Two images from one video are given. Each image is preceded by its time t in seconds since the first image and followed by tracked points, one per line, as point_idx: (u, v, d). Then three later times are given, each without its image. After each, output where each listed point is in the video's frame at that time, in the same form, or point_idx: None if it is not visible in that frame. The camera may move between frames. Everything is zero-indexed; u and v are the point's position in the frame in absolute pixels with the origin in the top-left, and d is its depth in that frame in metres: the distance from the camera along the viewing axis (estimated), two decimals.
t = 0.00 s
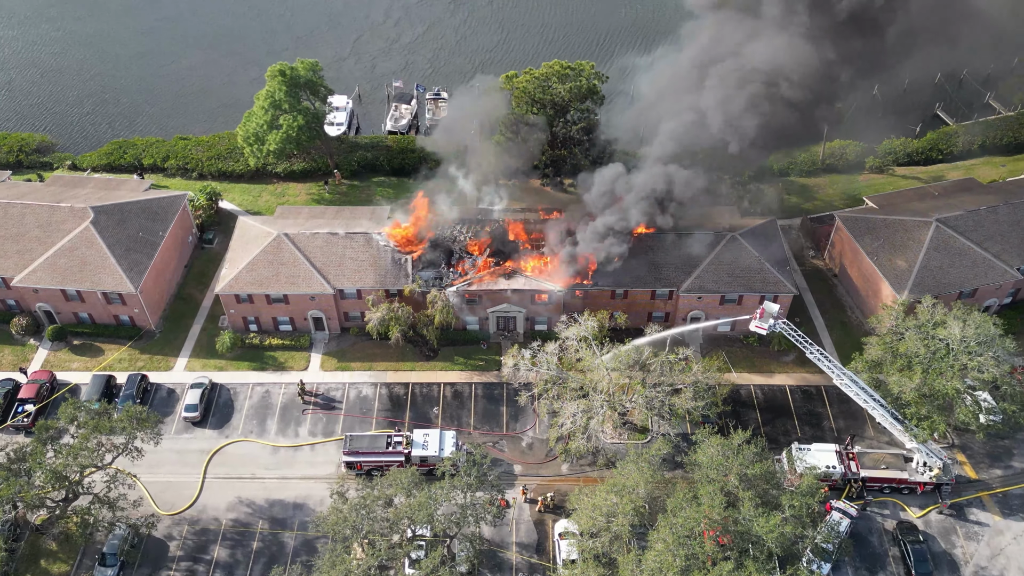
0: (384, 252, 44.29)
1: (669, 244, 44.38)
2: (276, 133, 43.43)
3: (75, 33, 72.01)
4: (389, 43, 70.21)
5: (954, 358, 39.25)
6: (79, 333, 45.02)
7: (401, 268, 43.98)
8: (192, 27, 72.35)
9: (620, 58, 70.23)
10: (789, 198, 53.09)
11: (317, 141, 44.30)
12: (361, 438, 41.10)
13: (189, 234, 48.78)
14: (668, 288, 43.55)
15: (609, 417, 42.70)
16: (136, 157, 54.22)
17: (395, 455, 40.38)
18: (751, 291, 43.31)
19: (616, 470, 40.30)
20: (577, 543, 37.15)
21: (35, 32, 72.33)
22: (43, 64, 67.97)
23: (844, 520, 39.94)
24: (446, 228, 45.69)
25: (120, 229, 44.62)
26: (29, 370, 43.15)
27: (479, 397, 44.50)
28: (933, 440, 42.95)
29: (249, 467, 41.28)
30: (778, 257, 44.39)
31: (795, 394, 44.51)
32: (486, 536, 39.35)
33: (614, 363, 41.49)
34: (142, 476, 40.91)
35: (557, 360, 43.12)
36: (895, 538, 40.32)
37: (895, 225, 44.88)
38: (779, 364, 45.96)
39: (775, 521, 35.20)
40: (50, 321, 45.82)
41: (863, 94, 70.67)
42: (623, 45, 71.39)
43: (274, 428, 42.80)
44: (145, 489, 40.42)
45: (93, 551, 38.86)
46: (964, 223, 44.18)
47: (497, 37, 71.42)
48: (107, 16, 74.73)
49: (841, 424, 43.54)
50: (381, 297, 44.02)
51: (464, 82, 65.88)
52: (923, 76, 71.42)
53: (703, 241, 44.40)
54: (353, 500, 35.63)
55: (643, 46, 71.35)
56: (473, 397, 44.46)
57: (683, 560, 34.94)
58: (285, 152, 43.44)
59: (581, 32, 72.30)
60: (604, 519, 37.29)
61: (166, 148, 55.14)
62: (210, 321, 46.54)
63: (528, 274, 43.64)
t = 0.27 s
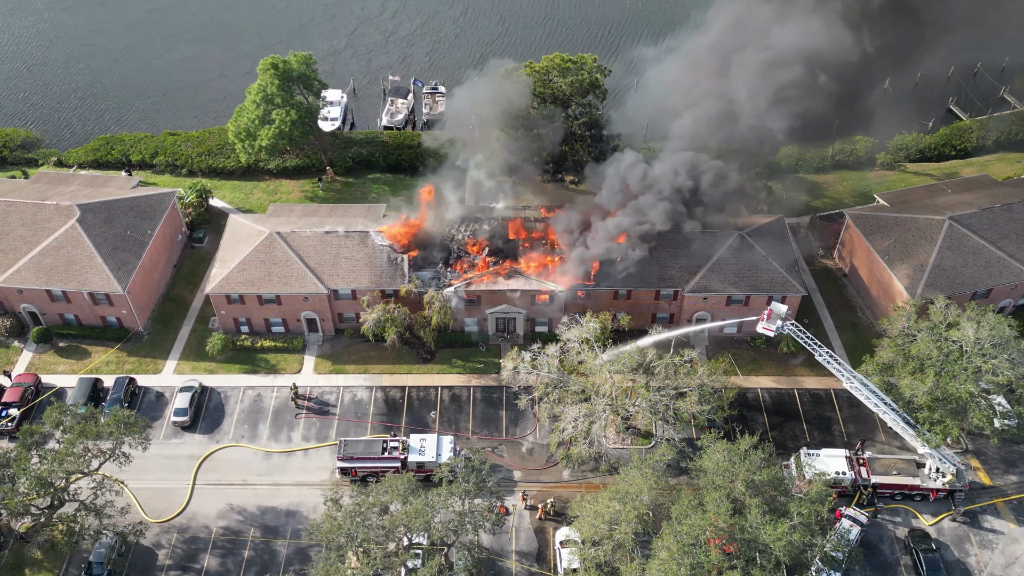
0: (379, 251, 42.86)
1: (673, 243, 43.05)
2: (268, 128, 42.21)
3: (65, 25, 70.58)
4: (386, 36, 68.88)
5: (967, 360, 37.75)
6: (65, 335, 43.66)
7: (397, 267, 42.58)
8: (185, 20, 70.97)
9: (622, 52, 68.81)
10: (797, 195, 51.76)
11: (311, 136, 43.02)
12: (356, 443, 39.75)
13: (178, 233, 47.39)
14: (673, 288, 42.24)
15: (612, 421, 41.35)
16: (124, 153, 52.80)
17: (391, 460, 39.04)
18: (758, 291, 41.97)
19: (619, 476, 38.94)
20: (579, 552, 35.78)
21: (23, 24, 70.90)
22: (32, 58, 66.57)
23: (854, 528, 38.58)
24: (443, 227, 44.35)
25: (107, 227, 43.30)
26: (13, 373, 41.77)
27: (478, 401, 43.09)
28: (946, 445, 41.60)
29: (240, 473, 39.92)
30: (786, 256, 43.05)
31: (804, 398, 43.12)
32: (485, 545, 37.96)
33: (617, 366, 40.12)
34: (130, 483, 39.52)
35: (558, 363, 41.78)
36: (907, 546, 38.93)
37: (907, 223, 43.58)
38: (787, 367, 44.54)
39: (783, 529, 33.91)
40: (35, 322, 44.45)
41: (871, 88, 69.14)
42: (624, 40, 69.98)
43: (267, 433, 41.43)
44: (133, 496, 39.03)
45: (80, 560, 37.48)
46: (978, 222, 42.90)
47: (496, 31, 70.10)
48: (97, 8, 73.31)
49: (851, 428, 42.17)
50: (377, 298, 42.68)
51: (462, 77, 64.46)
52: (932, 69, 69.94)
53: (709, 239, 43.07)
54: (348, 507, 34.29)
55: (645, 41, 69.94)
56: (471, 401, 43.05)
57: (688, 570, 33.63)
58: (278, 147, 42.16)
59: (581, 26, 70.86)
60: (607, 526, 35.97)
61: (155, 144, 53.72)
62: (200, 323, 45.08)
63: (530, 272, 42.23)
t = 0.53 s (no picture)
0: (374, 251, 41.38)
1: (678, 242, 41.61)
2: (259, 122, 40.86)
3: (52, 17, 68.97)
4: (382, 28, 67.31)
5: (984, 363, 36.21)
6: (48, 337, 42.14)
7: (393, 267, 41.09)
8: (175, 12, 69.33)
9: (623, 46, 67.19)
10: (805, 192, 50.29)
11: (304, 132, 41.59)
12: (350, 448, 38.27)
13: (166, 231, 45.82)
14: (678, 288, 40.83)
15: (615, 426, 39.86)
16: (110, 149, 51.19)
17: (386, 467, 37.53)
18: (767, 292, 40.51)
19: (623, 483, 37.44)
20: (581, 562, 34.29)
21: (10, 16, 69.27)
22: (18, 51, 64.96)
23: (866, 536, 37.04)
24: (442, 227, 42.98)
25: (91, 225, 41.79)
26: None
27: (476, 405, 41.51)
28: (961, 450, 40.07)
29: (230, 481, 38.41)
30: (795, 256, 41.61)
31: (814, 402, 41.54)
32: (483, 554, 36.45)
33: (621, 369, 38.61)
34: (115, 490, 37.99)
35: (559, 366, 40.29)
36: (921, 556, 37.37)
37: (921, 221, 42.14)
38: (797, 370, 42.88)
39: (793, 539, 32.46)
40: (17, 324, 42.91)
41: (881, 81, 67.45)
42: (625, 33, 68.35)
43: (257, 438, 39.90)
44: (119, 504, 37.50)
45: (62, 571, 35.96)
46: (994, 219, 41.46)
47: (495, 23, 68.55)
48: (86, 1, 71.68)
49: (863, 433, 40.62)
50: (372, 298, 41.20)
51: (460, 71, 62.86)
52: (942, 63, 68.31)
53: (716, 238, 41.59)
54: (341, 515, 32.84)
55: (648, 34, 68.24)
56: (469, 405, 41.48)
57: None
58: (269, 143, 40.73)
59: (582, 19, 69.19)
60: (610, 535, 34.54)
61: (141, 139, 52.12)
62: (188, 324, 43.50)
63: (531, 273, 40.83)
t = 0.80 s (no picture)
0: (368, 249, 39.95)
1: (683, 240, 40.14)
2: (249, 117, 39.83)
3: (39, 8, 67.35)
4: (378, 20, 65.73)
5: (1000, 366, 34.74)
6: (31, 339, 40.69)
7: (388, 267, 39.69)
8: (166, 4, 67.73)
9: (626, 39, 65.58)
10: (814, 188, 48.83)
11: (296, 127, 40.54)
12: (344, 454, 36.85)
13: (153, 229, 44.29)
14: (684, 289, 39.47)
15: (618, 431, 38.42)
16: (94, 144, 49.62)
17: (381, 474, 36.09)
18: (776, 292, 39.10)
19: (626, 491, 36.01)
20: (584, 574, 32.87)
21: None
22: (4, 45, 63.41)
23: (879, 546, 35.53)
24: (439, 225, 41.36)
25: (76, 224, 40.36)
26: None
27: (475, 410, 40.01)
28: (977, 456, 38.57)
29: (219, 488, 36.96)
30: (804, 254, 40.18)
31: (824, 406, 40.01)
32: (482, 565, 35.01)
33: (624, 372, 37.18)
34: (100, 498, 36.53)
35: (560, 369, 38.87)
36: (935, 566, 35.84)
37: (934, 219, 40.74)
38: (807, 373, 41.28)
39: (802, 548, 31.06)
40: None
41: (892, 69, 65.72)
42: (627, 26, 66.71)
43: (248, 444, 38.43)
44: (104, 513, 36.06)
45: None
46: (1011, 217, 40.05)
47: (494, 14, 66.99)
48: None
49: (876, 439, 39.11)
50: (366, 299, 39.80)
51: (458, 65, 61.28)
52: (955, 55, 66.57)
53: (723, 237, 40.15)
54: (335, 524, 31.45)
55: (650, 26, 66.74)
56: (467, 410, 39.98)
57: None
58: (261, 138, 39.63)
59: (584, 10, 67.42)
60: (613, 545, 33.17)
61: (127, 134, 50.51)
62: (176, 326, 42.00)
63: (530, 272, 39.48)
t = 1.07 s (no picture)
0: (363, 248, 38.53)
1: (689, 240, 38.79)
2: (240, 110, 39.18)
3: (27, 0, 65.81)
4: (374, 10, 64.21)
5: (1019, 370, 33.33)
6: (13, 341, 39.28)
7: (384, 266, 38.30)
8: None
9: (627, 33, 64.03)
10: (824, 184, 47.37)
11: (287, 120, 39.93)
12: (338, 460, 35.49)
13: (140, 227, 42.83)
14: (690, 290, 38.13)
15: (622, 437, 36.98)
16: (79, 139, 47.99)
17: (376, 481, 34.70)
18: (785, 293, 37.75)
19: (630, 498, 34.59)
20: None
21: None
22: None
23: (891, 556, 33.96)
24: (437, 223, 39.87)
25: (59, 221, 38.98)
26: None
27: (473, 415, 38.50)
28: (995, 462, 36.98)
29: (208, 496, 35.53)
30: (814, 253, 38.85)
31: (837, 410, 38.46)
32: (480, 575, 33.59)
33: (628, 376, 35.74)
34: (85, 506, 35.09)
35: (562, 372, 37.45)
36: None
37: (950, 216, 39.38)
38: (817, 376, 39.67)
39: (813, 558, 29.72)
40: None
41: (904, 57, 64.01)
42: (630, 18, 65.26)
43: (238, 450, 36.99)
44: (89, 521, 34.64)
45: None
46: None
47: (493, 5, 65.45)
48: None
49: (890, 444, 37.59)
50: (361, 300, 38.44)
51: (456, 58, 59.71)
52: (971, 39, 64.40)
53: (730, 235, 38.80)
54: (328, 533, 30.12)
55: (653, 19, 65.30)
56: (465, 414, 38.49)
57: None
58: (252, 132, 39.08)
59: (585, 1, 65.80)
60: (617, 555, 31.83)
61: (113, 128, 48.83)
62: (164, 328, 40.53)
63: (529, 271, 38.11)
